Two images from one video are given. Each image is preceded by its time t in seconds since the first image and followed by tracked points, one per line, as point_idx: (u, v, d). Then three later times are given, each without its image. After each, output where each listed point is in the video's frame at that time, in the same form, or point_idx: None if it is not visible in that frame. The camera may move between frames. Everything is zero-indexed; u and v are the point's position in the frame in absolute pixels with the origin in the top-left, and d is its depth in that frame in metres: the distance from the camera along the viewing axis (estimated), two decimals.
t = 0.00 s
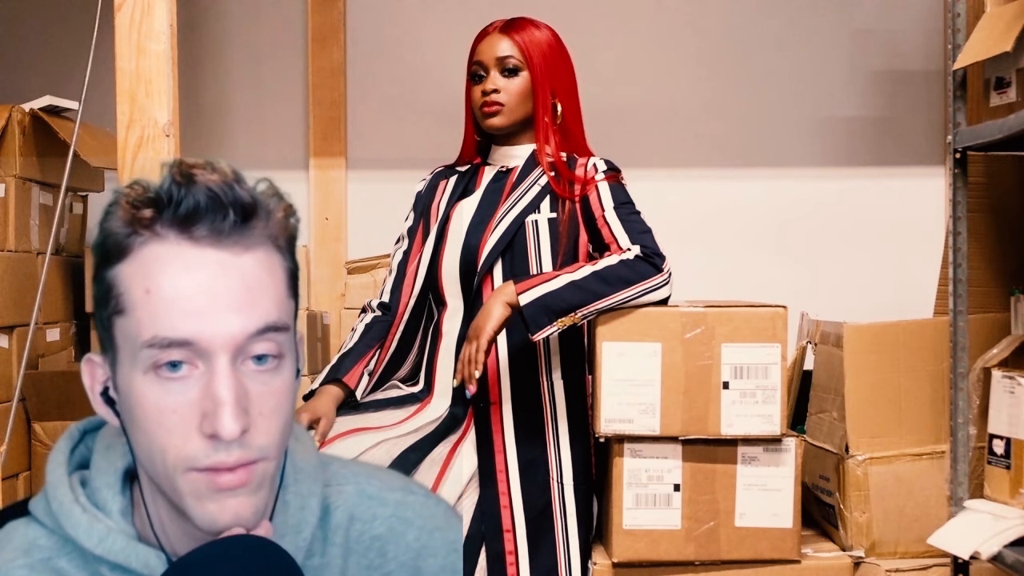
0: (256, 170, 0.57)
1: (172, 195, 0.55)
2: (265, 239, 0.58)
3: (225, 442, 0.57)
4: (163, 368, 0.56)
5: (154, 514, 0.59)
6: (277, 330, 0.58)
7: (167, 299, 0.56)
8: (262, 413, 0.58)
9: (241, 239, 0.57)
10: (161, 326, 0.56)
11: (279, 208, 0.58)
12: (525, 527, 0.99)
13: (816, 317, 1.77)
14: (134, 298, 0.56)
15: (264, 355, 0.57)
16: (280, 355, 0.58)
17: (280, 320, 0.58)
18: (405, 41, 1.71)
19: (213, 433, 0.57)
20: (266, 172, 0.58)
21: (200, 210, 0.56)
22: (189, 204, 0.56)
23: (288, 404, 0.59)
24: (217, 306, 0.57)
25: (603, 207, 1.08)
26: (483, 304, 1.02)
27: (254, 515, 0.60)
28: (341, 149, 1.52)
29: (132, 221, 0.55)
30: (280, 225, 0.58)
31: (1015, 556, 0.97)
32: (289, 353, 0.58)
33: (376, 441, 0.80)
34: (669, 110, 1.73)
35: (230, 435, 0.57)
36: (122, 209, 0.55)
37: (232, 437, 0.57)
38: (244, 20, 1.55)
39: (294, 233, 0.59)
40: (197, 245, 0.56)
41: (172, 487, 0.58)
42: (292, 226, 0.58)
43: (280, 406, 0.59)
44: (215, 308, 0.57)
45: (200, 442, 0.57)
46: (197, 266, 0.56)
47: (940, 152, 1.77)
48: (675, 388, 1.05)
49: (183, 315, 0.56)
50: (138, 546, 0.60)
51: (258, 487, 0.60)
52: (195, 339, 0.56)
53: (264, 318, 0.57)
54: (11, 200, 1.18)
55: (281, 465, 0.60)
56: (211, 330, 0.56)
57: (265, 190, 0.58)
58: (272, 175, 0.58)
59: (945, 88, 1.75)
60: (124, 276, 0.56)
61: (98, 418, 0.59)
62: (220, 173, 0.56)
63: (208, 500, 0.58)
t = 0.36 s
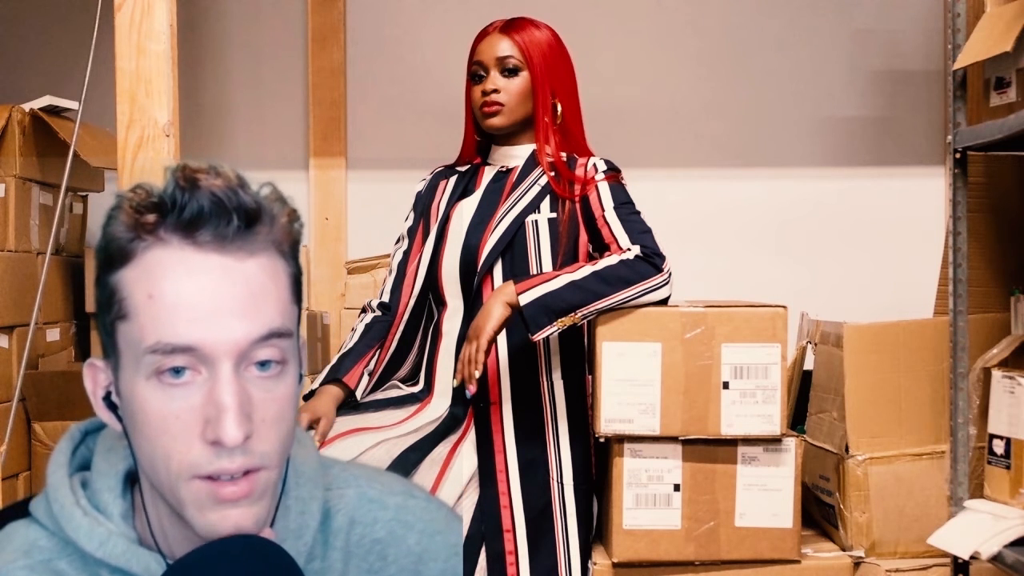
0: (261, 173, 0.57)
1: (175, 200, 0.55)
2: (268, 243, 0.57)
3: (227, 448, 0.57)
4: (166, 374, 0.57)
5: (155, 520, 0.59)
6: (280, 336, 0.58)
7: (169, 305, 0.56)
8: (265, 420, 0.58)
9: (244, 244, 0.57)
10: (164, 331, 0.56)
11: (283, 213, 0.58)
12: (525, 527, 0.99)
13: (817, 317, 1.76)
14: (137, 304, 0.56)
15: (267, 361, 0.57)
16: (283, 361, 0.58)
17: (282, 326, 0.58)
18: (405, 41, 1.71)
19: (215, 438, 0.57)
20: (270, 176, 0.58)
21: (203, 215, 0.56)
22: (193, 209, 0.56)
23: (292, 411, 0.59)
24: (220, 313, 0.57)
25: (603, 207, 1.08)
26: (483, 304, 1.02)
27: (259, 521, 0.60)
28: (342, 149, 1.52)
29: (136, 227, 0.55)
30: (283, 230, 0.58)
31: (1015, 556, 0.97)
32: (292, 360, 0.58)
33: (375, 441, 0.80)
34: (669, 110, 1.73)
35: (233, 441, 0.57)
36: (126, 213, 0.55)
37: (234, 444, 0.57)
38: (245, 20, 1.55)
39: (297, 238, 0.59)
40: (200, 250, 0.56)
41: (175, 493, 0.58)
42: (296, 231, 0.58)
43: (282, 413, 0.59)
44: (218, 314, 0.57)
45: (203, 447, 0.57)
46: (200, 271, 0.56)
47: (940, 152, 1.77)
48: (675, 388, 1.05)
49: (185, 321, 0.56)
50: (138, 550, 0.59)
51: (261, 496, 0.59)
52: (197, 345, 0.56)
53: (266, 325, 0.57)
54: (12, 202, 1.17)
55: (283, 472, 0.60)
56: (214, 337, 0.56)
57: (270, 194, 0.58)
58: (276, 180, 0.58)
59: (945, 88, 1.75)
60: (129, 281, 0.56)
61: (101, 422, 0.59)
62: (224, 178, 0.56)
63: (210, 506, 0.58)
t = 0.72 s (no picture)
0: (257, 177, 0.57)
1: (170, 206, 0.55)
2: (264, 250, 0.57)
3: (224, 455, 0.57)
4: (162, 382, 0.56)
5: (154, 527, 0.59)
6: (276, 342, 0.57)
7: (165, 312, 0.56)
8: (263, 427, 0.58)
9: (240, 250, 0.57)
10: (160, 339, 0.56)
11: (278, 217, 0.57)
12: (525, 527, 0.98)
13: (817, 317, 1.77)
14: (133, 311, 0.56)
15: (263, 368, 0.57)
16: (280, 368, 0.58)
17: (278, 332, 0.57)
18: (405, 41, 1.71)
19: (212, 447, 0.57)
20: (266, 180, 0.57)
21: (198, 221, 0.55)
22: (187, 215, 0.55)
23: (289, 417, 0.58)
24: (217, 320, 0.56)
25: (603, 207, 1.08)
26: (483, 304, 1.02)
27: (259, 524, 0.60)
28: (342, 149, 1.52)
29: (130, 234, 0.55)
30: (278, 235, 0.58)
31: (1015, 556, 0.97)
32: (289, 366, 0.58)
33: (376, 441, 0.80)
34: (669, 110, 1.73)
35: (229, 450, 0.57)
36: (121, 220, 0.55)
37: (231, 452, 0.57)
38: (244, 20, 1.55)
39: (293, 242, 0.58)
40: (195, 257, 0.56)
41: (173, 502, 0.58)
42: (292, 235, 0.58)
43: (279, 420, 0.58)
44: (214, 321, 0.56)
45: (199, 457, 0.57)
46: (197, 278, 0.56)
47: (940, 152, 1.77)
48: (675, 388, 1.05)
49: (182, 329, 0.56)
50: (138, 554, 0.59)
51: (260, 503, 0.59)
52: (194, 353, 0.56)
53: (263, 331, 0.57)
54: (11, 200, 1.20)
55: (282, 478, 0.60)
56: (211, 344, 0.56)
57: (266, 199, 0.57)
58: (273, 185, 0.57)
59: (945, 88, 1.75)
60: (124, 289, 0.56)
61: (99, 428, 0.59)
62: (218, 184, 0.56)
63: (207, 515, 0.58)
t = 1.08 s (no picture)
0: (240, 184, 0.57)
1: (150, 218, 0.55)
2: (248, 259, 0.57)
3: (212, 470, 0.57)
4: (147, 398, 0.56)
5: (152, 534, 0.59)
6: (262, 352, 0.57)
7: (150, 328, 0.56)
8: (251, 439, 0.58)
9: (223, 261, 0.57)
10: (144, 355, 0.56)
11: (262, 225, 0.58)
12: (525, 527, 0.98)
13: (817, 317, 1.77)
14: (117, 328, 0.56)
15: (250, 380, 0.57)
16: (266, 379, 0.58)
17: (263, 343, 0.57)
18: (405, 41, 1.71)
19: (200, 461, 0.57)
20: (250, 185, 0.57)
21: (179, 233, 0.56)
22: (168, 227, 0.56)
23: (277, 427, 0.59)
24: (202, 334, 0.56)
25: (603, 207, 1.08)
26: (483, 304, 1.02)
27: (258, 523, 0.60)
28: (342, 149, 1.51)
29: (112, 248, 0.55)
30: (262, 243, 0.58)
31: (1015, 556, 0.97)
32: (275, 377, 0.58)
33: (376, 441, 0.81)
34: (669, 110, 1.73)
35: (217, 465, 0.57)
36: (101, 234, 0.55)
37: (219, 466, 0.57)
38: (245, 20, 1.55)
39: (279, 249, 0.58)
40: (178, 270, 0.56)
41: (163, 517, 0.58)
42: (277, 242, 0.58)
43: (266, 431, 0.58)
44: (199, 335, 0.56)
45: (188, 472, 0.57)
46: (182, 292, 0.56)
47: (940, 152, 1.77)
48: (675, 389, 1.05)
49: (167, 344, 0.56)
50: (138, 557, 0.59)
51: (251, 515, 0.60)
52: (179, 369, 0.56)
53: (248, 343, 0.57)
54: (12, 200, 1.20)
55: (280, 480, 0.60)
56: (195, 359, 0.56)
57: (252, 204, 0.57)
58: (259, 190, 0.57)
59: (945, 88, 1.75)
60: (109, 305, 0.56)
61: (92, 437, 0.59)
62: (199, 195, 0.56)
63: (201, 530, 0.58)
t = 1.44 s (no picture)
0: (234, 188, 0.64)
1: (140, 222, 0.62)
2: (236, 263, 0.64)
3: (202, 467, 0.64)
4: (139, 400, 0.63)
5: (142, 532, 0.66)
6: (250, 355, 0.64)
7: (141, 334, 0.63)
8: (237, 440, 0.65)
9: (214, 266, 0.64)
10: (135, 361, 0.63)
11: (251, 229, 0.65)
12: (525, 527, 0.98)
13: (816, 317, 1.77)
14: (109, 334, 0.63)
15: (237, 380, 0.64)
16: (253, 381, 0.65)
17: (248, 345, 0.64)
18: (405, 41, 1.71)
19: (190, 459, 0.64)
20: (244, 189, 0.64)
21: (168, 237, 0.63)
22: (157, 231, 0.63)
23: (264, 425, 0.66)
24: (191, 341, 0.63)
25: (603, 207, 1.08)
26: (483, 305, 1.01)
27: (246, 525, 0.67)
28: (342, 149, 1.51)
29: (101, 251, 0.62)
30: (249, 246, 0.65)
31: (1015, 556, 0.97)
32: (262, 379, 0.65)
33: (376, 441, 0.86)
34: (669, 110, 1.73)
35: (206, 466, 0.64)
36: (93, 237, 0.62)
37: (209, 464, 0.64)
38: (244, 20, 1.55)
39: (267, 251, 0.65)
40: (166, 275, 0.63)
41: (157, 515, 0.65)
42: (267, 243, 0.65)
43: (253, 430, 0.65)
44: (187, 342, 0.63)
45: (180, 473, 0.64)
46: (171, 301, 0.63)
47: (940, 152, 1.77)
48: (675, 388, 1.04)
49: (157, 351, 0.63)
50: (127, 559, 0.65)
51: (242, 513, 0.67)
52: (169, 374, 0.63)
53: (235, 347, 0.64)
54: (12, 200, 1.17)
55: (271, 482, 0.67)
56: (184, 364, 0.63)
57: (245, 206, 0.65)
58: (252, 193, 0.64)
59: (945, 88, 1.75)
60: (102, 312, 0.63)
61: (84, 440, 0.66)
62: (189, 201, 0.64)
63: (192, 529, 0.66)
